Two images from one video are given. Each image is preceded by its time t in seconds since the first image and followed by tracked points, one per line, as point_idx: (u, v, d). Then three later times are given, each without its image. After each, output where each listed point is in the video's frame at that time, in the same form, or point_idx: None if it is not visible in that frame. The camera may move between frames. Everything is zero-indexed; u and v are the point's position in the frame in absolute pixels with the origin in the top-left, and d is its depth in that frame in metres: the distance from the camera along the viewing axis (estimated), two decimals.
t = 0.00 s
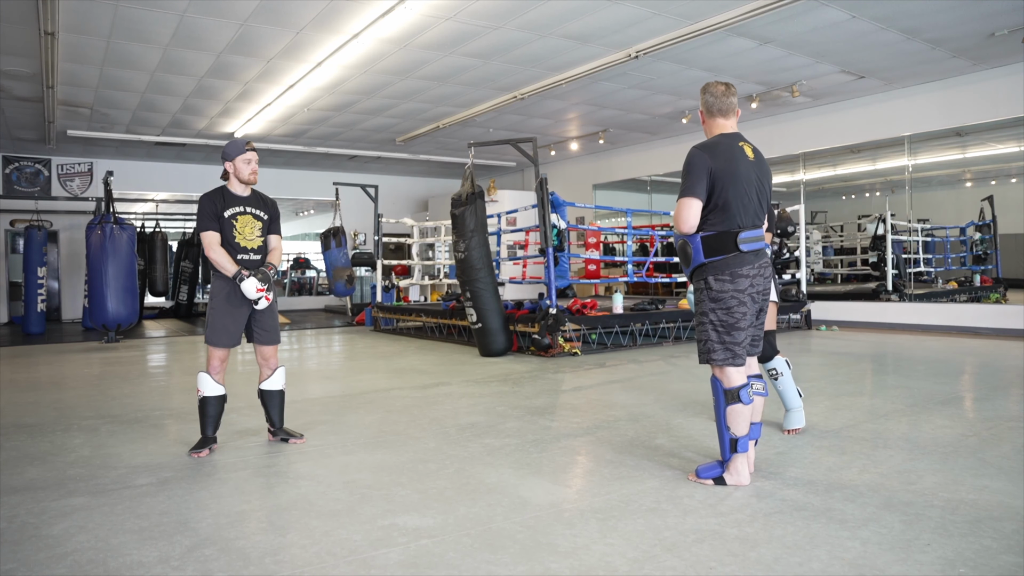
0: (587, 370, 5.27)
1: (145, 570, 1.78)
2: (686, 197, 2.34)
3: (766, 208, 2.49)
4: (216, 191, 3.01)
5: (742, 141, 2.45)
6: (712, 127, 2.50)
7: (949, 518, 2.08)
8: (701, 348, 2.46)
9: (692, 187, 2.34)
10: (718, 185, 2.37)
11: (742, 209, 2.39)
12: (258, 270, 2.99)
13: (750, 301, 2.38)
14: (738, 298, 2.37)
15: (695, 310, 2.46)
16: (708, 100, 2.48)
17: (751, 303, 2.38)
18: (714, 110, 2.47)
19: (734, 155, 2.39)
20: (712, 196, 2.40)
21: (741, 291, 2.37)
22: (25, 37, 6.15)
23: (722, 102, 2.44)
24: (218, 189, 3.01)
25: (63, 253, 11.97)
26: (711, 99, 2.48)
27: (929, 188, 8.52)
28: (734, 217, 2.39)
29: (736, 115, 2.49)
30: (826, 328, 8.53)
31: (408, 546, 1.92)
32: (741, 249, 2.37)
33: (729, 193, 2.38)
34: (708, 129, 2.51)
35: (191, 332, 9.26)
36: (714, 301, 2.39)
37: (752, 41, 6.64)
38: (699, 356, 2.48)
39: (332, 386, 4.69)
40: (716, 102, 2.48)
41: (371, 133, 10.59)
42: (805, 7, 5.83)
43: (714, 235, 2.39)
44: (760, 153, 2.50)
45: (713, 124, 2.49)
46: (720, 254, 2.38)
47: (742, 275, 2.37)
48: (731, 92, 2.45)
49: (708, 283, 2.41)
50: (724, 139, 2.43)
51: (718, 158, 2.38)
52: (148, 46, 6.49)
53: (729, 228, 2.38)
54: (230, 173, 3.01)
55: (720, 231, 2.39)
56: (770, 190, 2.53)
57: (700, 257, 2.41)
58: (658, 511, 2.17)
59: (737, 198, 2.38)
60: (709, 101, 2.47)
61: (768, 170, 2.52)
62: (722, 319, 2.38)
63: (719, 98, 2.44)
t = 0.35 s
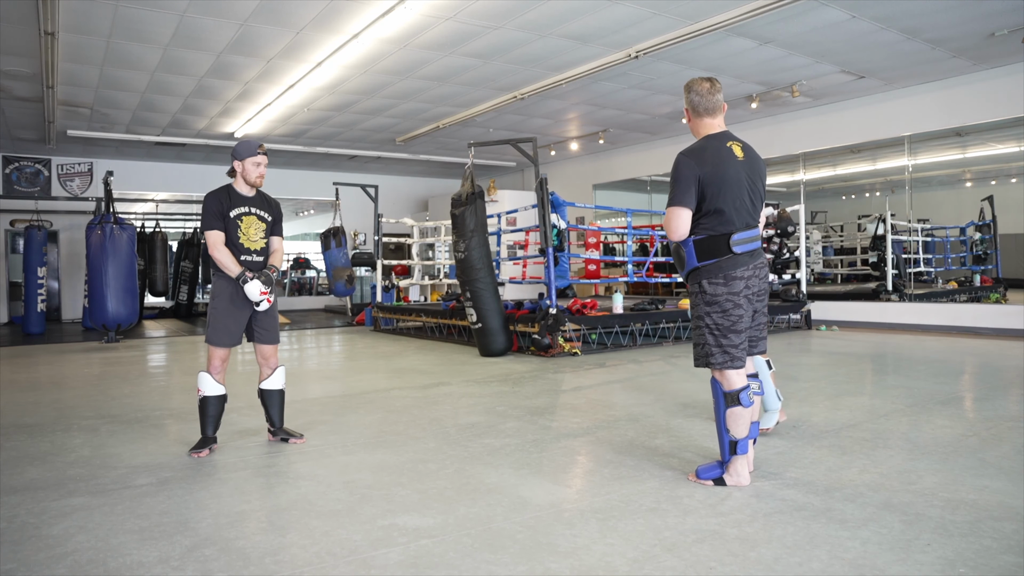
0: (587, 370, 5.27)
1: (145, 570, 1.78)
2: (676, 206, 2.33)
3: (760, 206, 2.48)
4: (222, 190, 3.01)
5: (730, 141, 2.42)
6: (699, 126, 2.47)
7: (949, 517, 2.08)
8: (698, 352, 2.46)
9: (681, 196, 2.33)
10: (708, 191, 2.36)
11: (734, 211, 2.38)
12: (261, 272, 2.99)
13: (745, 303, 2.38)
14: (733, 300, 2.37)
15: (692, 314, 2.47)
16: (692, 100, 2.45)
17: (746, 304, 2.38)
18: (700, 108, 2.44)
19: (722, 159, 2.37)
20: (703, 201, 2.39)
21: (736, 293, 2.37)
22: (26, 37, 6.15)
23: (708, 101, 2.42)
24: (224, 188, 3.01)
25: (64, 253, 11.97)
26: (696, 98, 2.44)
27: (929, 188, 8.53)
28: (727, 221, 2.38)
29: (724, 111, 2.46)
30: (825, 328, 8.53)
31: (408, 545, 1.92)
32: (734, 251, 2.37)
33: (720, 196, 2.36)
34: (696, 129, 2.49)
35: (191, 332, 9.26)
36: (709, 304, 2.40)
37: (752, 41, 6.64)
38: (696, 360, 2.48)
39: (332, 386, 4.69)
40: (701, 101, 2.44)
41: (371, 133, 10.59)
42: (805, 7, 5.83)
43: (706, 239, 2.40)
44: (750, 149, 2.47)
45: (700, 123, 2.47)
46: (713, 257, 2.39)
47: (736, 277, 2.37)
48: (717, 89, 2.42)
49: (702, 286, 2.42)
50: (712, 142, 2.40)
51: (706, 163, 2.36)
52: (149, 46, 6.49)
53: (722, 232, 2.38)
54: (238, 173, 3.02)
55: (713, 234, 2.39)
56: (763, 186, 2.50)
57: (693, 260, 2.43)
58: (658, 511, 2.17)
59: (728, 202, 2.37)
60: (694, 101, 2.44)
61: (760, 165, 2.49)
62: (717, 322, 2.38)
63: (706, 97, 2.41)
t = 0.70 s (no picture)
0: (587, 370, 5.27)
1: (145, 570, 1.78)
2: (671, 207, 2.33)
3: (757, 208, 2.48)
4: (236, 190, 3.00)
5: (727, 141, 2.42)
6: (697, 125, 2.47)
7: (949, 518, 2.08)
8: (694, 353, 2.45)
9: (676, 197, 2.33)
10: (704, 192, 2.36)
11: (729, 213, 2.38)
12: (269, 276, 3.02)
13: (740, 303, 2.38)
14: (728, 301, 2.37)
15: (687, 315, 2.47)
16: (690, 99, 2.44)
17: (741, 305, 2.38)
18: (698, 107, 2.43)
19: (719, 160, 2.37)
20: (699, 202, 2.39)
21: (731, 294, 2.37)
22: (26, 37, 6.15)
23: (706, 100, 2.41)
24: (239, 187, 3.00)
25: (64, 253, 11.97)
26: (695, 97, 2.43)
27: (929, 188, 8.53)
28: (723, 222, 2.38)
29: (721, 111, 2.46)
30: (825, 328, 8.53)
31: (408, 545, 1.92)
32: (729, 252, 2.37)
33: (715, 198, 2.36)
34: (693, 129, 2.49)
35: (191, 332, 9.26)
36: (704, 305, 2.40)
37: (751, 41, 6.64)
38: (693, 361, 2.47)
39: (332, 386, 4.69)
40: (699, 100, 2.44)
41: (371, 132, 10.59)
42: (805, 7, 5.83)
43: (701, 240, 2.40)
44: (748, 150, 2.47)
45: (697, 122, 2.47)
46: (708, 258, 2.39)
47: (731, 278, 2.38)
48: (716, 89, 2.42)
49: (697, 288, 2.42)
50: (709, 142, 2.40)
51: (703, 164, 2.36)
52: (149, 46, 6.50)
53: (717, 234, 2.38)
54: (254, 174, 3.02)
55: (708, 236, 2.39)
56: (761, 187, 2.49)
57: (688, 261, 2.43)
58: (658, 511, 2.17)
59: (725, 203, 2.37)
60: (692, 99, 2.44)
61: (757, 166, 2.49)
62: (713, 323, 2.38)
63: (704, 96, 2.41)
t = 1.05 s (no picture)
0: (587, 370, 5.28)
1: (145, 570, 1.78)
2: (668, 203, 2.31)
3: (755, 208, 2.49)
4: (252, 191, 3.01)
5: (726, 141, 2.42)
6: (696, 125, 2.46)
7: (950, 518, 2.08)
8: (692, 352, 2.45)
9: (677, 196, 2.31)
10: (706, 191, 2.36)
11: (730, 213, 2.38)
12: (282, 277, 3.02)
13: (738, 304, 2.38)
14: (725, 301, 2.37)
15: (684, 315, 2.46)
16: (687, 100, 2.43)
17: (739, 305, 2.38)
18: (695, 107, 2.43)
19: (720, 159, 2.36)
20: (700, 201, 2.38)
21: (728, 294, 2.37)
22: (25, 37, 6.15)
23: (704, 100, 2.41)
24: (255, 188, 3.02)
25: (64, 253, 11.97)
26: (693, 97, 2.42)
27: (929, 188, 8.54)
28: (724, 222, 2.38)
29: (718, 110, 2.46)
30: (826, 328, 8.53)
31: (408, 546, 1.92)
32: (727, 253, 2.37)
33: (716, 197, 2.36)
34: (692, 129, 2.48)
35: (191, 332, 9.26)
36: (701, 305, 2.40)
37: (751, 41, 6.64)
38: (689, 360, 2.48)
39: (332, 386, 4.69)
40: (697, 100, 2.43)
41: (371, 132, 10.58)
42: (805, 7, 5.83)
43: (699, 240, 2.40)
44: (747, 150, 2.48)
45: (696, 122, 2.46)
46: (705, 259, 2.39)
47: (729, 279, 2.37)
48: (712, 89, 2.41)
49: (695, 288, 2.42)
50: (710, 142, 2.39)
51: (704, 163, 2.35)
52: (149, 46, 6.49)
53: (716, 234, 2.38)
54: (270, 175, 3.03)
55: (706, 236, 2.39)
56: (759, 188, 2.50)
57: (685, 260, 2.44)
58: (658, 511, 2.17)
59: (725, 202, 2.37)
60: (689, 101, 2.43)
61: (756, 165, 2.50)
62: (710, 323, 2.38)
63: (702, 96, 2.40)
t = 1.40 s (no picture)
0: (586, 370, 5.28)
1: (145, 571, 1.78)
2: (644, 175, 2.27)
3: (757, 209, 2.49)
4: (262, 191, 3.02)
5: (732, 141, 2.40)
6: (698, 124, 2.45)
7: (949, 518, 2.08)
8: (693, 351, 2.45)
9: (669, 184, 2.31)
10: (706, 189, 2.35)
11: (730, 214, 2.38)
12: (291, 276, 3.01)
13: (740, 303, 2.38)
14: (728, 301, 2.37)
15: (686, 314, 2.47)
16: (688, 97, 2.43)
17: (741, 305, 2.38)
18: (695, 104, 2.42)
19: (724, 157, 2.35)
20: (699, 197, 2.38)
21: (730, 294, 2.37)
22: (25, 37, 6.14)
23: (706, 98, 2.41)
24: (265, 188, 3.03)
25: (64, 253, 11.97)
26: (694, 96, 2.42)
27: (929, 188, 8.54)
28: (724, 221, 2.38)
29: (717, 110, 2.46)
30: (826, 328, 8.52)
31: (408, 545, 1.92)
32: (729, 252, 2.37)
33: (717, 195, 2.36)
34: (695, 128, 2.46)
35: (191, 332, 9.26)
36: (703, 304, 2.40)
37: (751, 41, 6.64)
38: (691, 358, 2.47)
39: (332, 386, 4.69)
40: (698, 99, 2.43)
41: (370, 132, 10.58)
42: (805, 7, 5.83)
43: (702, 239, 2.40)
44: (752, 151, 2.46)
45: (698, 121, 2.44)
46: (708, 258, 2.39)
47: (731, 278, 2.37)
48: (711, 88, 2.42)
49: (698, 287, 2.42)
50: (715, 139, 2.37)
51: (706, 159, 2.33)
52: (149, 46, 6.49)
53: (718, 233, 2.38)
54: (280, 176, 3.04)
55: (709, 235, 2.39)
56: (762, 189, 2.50)
57: (688, 259, 2.43)
58: (658, 511, 2.17)
59: (726, 201, 2.36)
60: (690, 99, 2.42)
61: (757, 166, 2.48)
62: (713, 323, 2.38)
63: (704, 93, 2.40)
